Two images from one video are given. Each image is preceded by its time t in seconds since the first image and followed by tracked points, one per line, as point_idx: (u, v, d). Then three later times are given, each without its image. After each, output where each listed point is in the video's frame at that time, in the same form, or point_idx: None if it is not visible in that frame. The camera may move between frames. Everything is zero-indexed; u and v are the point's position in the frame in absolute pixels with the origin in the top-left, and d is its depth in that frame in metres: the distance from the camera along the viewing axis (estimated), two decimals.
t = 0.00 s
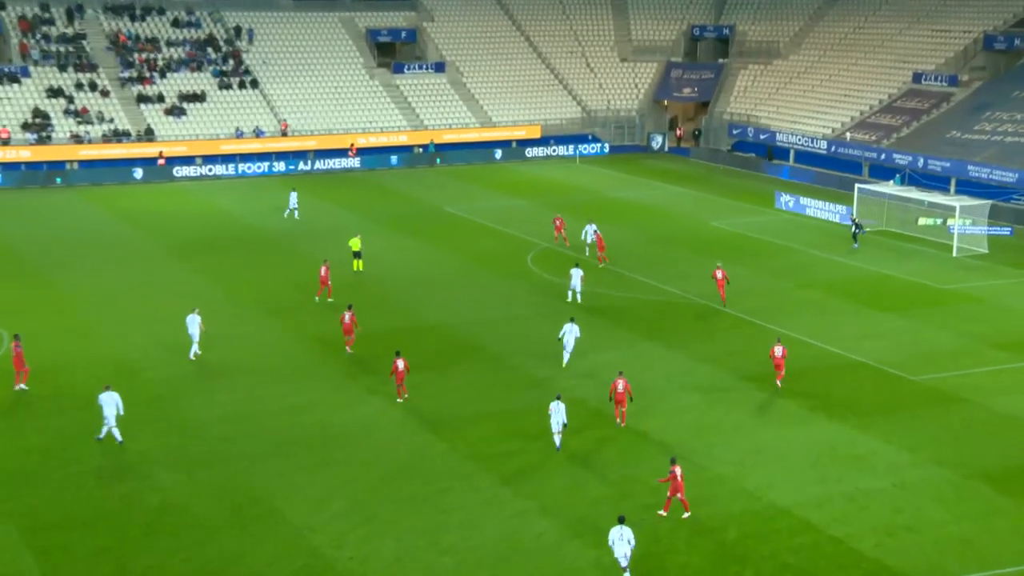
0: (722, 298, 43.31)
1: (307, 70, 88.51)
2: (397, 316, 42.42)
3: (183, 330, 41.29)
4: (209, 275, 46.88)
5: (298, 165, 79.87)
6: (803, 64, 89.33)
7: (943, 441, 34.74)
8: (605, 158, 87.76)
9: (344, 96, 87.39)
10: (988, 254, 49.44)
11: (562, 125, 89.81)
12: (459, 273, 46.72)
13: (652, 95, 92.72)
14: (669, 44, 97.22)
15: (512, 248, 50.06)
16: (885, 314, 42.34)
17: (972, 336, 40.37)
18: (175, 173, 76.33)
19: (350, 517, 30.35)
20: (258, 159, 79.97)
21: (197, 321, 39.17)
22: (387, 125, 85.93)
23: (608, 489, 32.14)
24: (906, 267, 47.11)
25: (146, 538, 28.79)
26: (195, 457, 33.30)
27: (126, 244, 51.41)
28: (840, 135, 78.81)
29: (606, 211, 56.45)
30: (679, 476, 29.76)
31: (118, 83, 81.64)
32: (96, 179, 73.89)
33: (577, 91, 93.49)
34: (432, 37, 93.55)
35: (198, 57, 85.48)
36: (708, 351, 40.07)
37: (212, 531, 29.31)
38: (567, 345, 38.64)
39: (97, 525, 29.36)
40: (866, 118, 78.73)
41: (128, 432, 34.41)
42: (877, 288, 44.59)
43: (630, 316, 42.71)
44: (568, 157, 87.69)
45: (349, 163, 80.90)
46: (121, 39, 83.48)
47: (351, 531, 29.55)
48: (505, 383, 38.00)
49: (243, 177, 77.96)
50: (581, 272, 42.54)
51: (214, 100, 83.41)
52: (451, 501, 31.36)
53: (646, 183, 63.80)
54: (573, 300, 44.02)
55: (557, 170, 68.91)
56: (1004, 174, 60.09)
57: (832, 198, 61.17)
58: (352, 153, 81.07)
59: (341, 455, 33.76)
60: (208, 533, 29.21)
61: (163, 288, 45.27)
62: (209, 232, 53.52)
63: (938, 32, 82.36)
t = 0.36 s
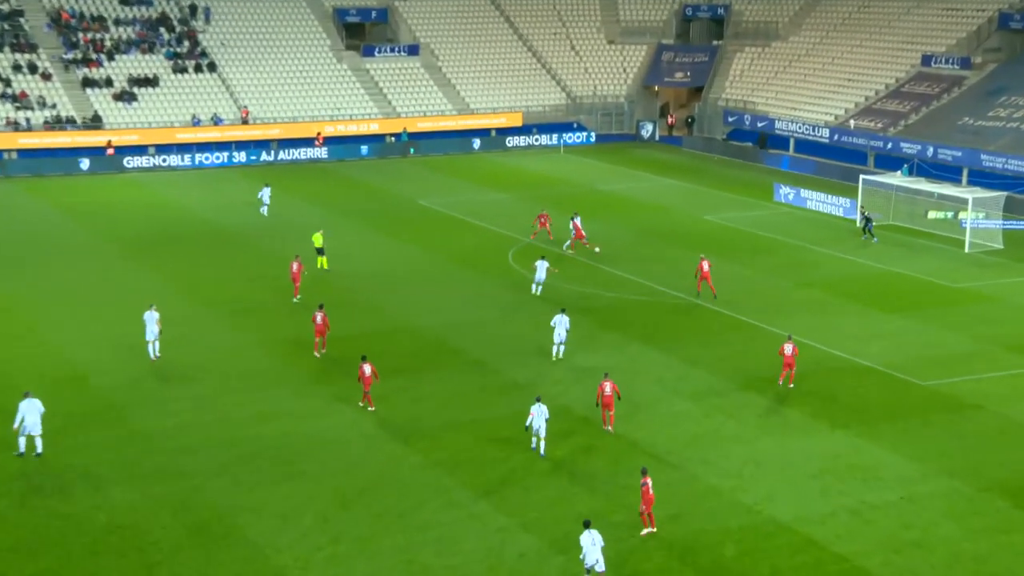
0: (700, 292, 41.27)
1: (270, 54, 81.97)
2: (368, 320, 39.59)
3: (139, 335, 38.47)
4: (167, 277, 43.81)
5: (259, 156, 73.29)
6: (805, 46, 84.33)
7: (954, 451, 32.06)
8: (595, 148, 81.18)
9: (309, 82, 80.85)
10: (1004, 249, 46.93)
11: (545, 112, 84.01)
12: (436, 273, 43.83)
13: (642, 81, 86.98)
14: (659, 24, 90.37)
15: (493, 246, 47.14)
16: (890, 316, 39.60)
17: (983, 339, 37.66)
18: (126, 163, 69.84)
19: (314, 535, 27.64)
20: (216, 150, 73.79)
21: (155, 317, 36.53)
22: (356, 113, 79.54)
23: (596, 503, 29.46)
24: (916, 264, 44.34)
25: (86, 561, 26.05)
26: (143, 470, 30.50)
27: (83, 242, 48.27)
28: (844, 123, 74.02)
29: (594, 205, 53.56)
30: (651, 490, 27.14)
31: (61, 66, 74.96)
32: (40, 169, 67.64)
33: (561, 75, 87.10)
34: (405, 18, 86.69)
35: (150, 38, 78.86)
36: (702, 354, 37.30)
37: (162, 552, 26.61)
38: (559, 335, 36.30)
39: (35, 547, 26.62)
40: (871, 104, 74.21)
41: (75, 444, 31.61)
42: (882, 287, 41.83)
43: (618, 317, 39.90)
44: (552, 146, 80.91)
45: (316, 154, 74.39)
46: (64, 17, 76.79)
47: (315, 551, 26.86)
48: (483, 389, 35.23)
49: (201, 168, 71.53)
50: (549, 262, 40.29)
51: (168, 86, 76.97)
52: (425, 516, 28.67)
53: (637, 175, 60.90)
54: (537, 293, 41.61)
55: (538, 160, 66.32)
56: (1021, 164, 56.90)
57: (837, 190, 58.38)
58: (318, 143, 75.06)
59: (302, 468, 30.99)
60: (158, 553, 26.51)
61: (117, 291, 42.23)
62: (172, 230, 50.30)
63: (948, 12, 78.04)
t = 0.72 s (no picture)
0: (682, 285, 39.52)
1: (238, 36, 77.78)
2: (345, 322, 37.13)
3: (104, 339, 36.12)
4: (131, 277, 41.28)
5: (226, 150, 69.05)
6: (811, 28, 78.59)
7: (972, 462, 29.54)
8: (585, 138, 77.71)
9: (280, 68, 76.78)
10: None
11: (533, 100, 80.94)
12: (419, 272, 41.31)
13: (636, 65, 83.94)
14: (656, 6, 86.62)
15: (479, 244, 44.63)
16: (903, 317, 36.88)
17: (1003, 341, 34.96)
18: (80, 156, 64.98)
19: (280, 553, 25.26)
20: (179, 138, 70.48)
21: (116, 316, 34.22)
22: (332, 100, 75.62)
23: (587, 518, 27.06)
24: (930, 261, 41.64)
25: None
26: (94, 481, 28.15)
27: (48, 238, 45.92)
28: (853, 111, 69.72)
29: (584, 199, 51.19)
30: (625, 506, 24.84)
31: (10, 48, 70.59)
32: None
33: (550, 59, 83.92)
34: None
35: (105, 17, 74.47)
36: (701, 358, 34.80)
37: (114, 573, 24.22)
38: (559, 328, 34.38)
39: None
40: (882, 91, 69.80)
41: (27, 455, 29.21)
42: (894, 287, 39.14)
43: (611, 318, 37.35)
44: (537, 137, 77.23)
45: (287, 148, 70.42)
46: None
47: (281, 572, 24.47)
48: (466, 396, 32.77)
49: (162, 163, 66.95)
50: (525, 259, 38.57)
51: (125, 70, 72.71)
52: (402, 532, 26.27)
53: (633, 167, 58.56)
54: (513, 290, 39.57)
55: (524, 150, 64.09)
56: None
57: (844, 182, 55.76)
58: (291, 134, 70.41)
59: (266, 479, 28.56)
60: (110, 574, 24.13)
61: (78, 292, 39.72)
62: (141, 226, 47.86)
63: None
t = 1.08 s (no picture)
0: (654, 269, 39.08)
1: (195, 28, 75.23)
2: (311, 326, 35.94)
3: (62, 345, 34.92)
4: (87, 281, 39.92)
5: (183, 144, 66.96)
6: (790, 21, 77.84)
7: (955, 468, 28.54)
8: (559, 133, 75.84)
9: (239, 60, 74.12)
10: (1010, 246, 42.34)
11: (504, 96, 78.11)
12: (387, 275, 40.05)
13: (611, 60, 81.75)
14: None
15: (449, 245, 43.34)
16: (885, 319, 35.80)
17: (987, 342, 33.87)
18: (28, 154, 63.19)
19: (237, 565, 24.10)
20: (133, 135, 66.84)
21: (71, 316, 33.21)
22: (294, 96, 72.97)
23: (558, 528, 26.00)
24: (912, 261, 40.48)
25: None
26: (46, 492, 26.95)
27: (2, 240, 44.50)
28: (834, 106, 68.80)
29: (555, 198, 50.00)
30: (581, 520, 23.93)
31: None
32: None
33: (523, 55, 81.26)
34: None
35: (54, 7, 71.89)
36: (677, 363, 33.74)
37: None
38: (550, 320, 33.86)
39: None
40: (863, 85, 68.91)
41: None
42: (875, 288, 38.05)
43: (585, 322, 36.22)
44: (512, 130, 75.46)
45: (247, 143, 68.44)
46: None
47: None
48: (435, 403, 31.63)
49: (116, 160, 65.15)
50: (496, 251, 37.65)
51: (76, 63, 69.93)
52: (364, 543, 25.16)
53: (609, 165, 57.45)
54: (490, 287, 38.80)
55: (497, 148, 62.94)
56: None
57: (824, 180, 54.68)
58: (251, 128, 68.51)
59: (226, 488, 27.42)
60: None
61: (32, 296, 38.39)
62: (99, 227, 46.42)
63: None
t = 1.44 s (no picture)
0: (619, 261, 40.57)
1: (141, 31, 74.44)
2: (262, 332, 35.69)
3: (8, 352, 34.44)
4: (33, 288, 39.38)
5: (131, 149, 66.32)
6: (739, 26, 78.15)
7: (905, 468, 28.82)
8: (511, 139, 75.67)
9: (186, 63, 73.43)
10: (954, 248, 42.65)
11: (455, 99, 78.19)
12: (339, 280, 39.83)
13: (562, 64, 82.17)
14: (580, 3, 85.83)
15: (400, 250, 43.16)
16: (834, 321, 36.05)
17: (934, 343, 34.17)
18: None
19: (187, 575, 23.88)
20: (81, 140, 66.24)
21: (18, 322, 32.83)
22: (242, 99, 72.41)
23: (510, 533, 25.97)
24: (863, 264, 40.71)
25: None
26: None
27: None
28: (783, 110, 69.29)
29: (505, 203, 49.95)
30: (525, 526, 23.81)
31: None
32: None
33: (472, 58, 81.41)
34: None
35: None
36: (629, 366, 33.82)
37: None
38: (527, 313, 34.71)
39: None
40: (812, 90, 69.42)
41: None
42: (825, 290, 38.32)
43: (538, 325, 36.19)
44: (464, 136, 75.29)
45: (198, 147, 67.99)
46: None
47: None
48: (389, 409, 31.53)
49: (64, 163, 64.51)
50: (455, 254, 38.10)
51: (19, 66, 68.98)
52: (316, 550, 25.02)
53: (560, 169, 57.52)
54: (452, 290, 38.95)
55: (448, 151, 62.83)
56: (972, 155, 54.75)
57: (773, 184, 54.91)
58: (200, 133, 68.10)
59: (176, 496, 27.16)
60: None
61: None
62: (45, 233, 45.81)
63: None
